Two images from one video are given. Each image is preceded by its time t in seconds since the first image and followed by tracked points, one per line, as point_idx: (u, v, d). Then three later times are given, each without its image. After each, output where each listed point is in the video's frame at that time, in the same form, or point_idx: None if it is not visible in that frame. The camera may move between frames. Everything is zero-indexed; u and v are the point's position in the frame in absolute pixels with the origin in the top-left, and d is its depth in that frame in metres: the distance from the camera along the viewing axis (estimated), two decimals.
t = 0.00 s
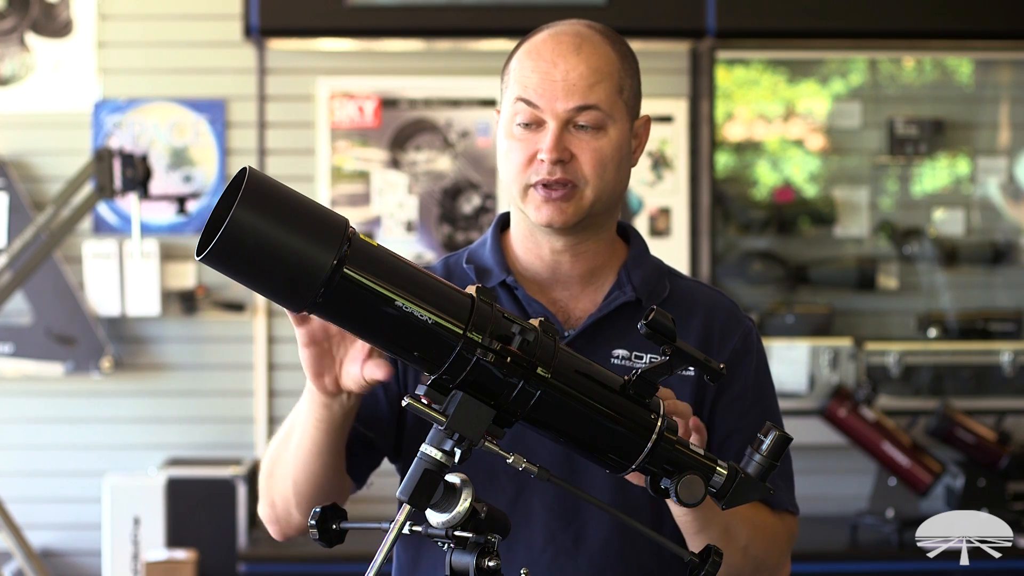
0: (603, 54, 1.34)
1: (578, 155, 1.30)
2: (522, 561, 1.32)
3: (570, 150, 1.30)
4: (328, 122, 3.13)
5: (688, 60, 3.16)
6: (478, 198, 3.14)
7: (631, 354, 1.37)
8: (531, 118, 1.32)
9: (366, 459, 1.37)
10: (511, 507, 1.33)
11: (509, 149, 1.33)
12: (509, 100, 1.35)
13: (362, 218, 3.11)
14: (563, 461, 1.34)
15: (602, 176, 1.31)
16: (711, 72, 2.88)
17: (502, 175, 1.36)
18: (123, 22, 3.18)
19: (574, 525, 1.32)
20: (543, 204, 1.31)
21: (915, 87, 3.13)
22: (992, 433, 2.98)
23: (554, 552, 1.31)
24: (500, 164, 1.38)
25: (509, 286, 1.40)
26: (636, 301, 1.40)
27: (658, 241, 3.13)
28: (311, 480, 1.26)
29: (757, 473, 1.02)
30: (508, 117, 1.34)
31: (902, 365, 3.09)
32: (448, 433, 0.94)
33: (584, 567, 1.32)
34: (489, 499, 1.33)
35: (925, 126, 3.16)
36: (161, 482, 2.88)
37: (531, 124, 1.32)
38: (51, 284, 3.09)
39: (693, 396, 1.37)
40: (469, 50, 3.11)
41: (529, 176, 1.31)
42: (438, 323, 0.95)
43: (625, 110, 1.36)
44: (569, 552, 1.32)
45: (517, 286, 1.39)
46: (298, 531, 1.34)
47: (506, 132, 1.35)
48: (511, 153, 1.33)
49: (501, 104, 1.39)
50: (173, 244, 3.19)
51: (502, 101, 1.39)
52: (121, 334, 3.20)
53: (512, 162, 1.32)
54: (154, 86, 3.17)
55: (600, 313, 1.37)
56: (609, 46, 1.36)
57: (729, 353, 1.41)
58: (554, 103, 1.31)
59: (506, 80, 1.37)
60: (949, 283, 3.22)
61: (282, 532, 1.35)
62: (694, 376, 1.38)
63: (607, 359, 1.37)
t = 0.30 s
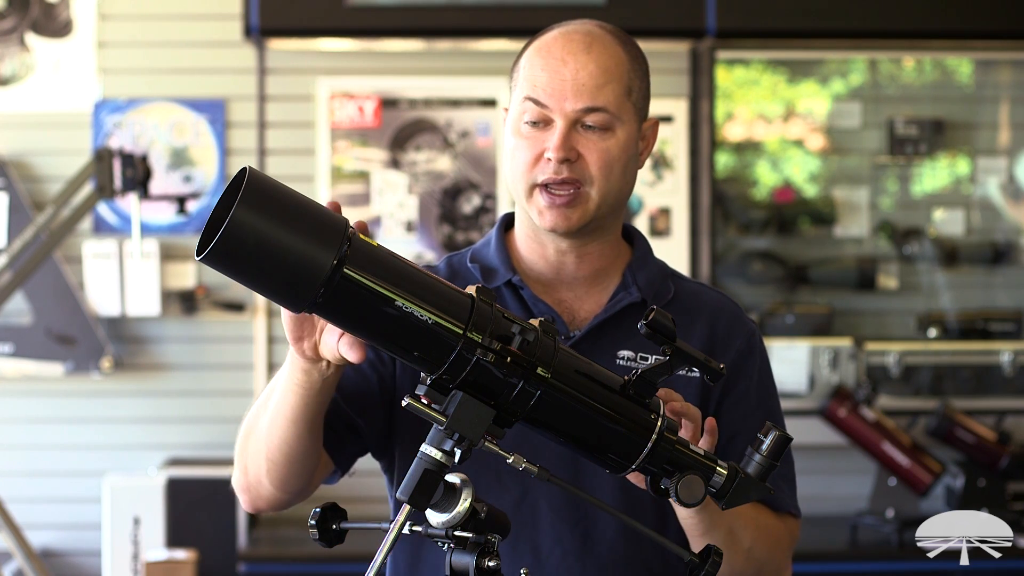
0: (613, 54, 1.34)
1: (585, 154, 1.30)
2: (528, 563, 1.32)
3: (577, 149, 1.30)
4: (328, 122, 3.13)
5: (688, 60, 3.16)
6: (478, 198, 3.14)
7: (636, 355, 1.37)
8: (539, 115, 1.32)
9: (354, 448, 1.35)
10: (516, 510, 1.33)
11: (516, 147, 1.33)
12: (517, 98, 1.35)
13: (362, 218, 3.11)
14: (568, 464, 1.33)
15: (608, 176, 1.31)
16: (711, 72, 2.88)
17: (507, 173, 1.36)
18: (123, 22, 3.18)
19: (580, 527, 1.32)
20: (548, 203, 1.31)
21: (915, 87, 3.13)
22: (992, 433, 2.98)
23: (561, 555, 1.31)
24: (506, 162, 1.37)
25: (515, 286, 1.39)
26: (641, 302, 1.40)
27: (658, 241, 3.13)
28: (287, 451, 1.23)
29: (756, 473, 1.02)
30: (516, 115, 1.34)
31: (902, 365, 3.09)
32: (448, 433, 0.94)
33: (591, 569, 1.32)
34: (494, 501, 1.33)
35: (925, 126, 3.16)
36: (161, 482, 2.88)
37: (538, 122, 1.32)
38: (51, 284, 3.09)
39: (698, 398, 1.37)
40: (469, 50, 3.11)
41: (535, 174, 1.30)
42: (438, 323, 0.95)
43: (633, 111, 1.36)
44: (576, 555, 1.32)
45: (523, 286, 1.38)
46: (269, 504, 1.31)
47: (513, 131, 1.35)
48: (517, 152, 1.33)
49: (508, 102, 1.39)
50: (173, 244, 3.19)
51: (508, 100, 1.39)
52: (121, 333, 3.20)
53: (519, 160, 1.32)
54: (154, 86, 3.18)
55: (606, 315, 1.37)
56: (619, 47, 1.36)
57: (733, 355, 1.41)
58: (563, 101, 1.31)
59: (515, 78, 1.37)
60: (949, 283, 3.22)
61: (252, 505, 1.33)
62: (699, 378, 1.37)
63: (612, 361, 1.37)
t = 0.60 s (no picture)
0: (617, 59, 1.34)
1: (587, 159, 1.30)
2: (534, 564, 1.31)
3: (580, 154, 1.30)
4: (328, 122, 3.13)
5: (688, 61, 3.16)
6: (478, 198, 3.14)
7: (640, 356, 1.37)
8: (542, 120, 1.32)
9: (350, 451, 1.35)
10: (522, 511, 1.32)
11: (518, 151, 1.33)
12: (520, 101, 1.35)
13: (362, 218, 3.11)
14: (573, 465, 1.33)
15: (611, 182, 1.31)
16: (711, 72, 2.88)
17: (510, 177, 1.36)
18: (123, 22, 3.18)
19: (587, 529, 1.32)
20: (550, 208, 1.31)
21: (915, 87, 3.13)
22: (992, 433, 2.98)
23: (567, 556, 1.31)
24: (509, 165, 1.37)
25: (518, 287, 1.39)
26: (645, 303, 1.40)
27: (658, 241, 3.13)
28: (284, 447, 1.23)
29: (757, 473, 1.02)
30: (519, 119, 1.34)
31: (901, 365, 3.08)
32: (448, 433, 0.94)
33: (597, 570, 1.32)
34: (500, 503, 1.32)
35: (925, 126, 3.16)
36: (161, 482, 2.88)
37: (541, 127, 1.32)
38: (51, 284, 3.09)
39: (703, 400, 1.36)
40: (469, 49, 3.11)
41: (537, 178, 1.30)
42: (438, 323, 0.95)
43: (636, 116, 1.36)
44: (582, 556, 1.31)
45: (527, 287, 1.38)
46: (261, 502, 1.31)
47: (516, 134, 1.35)
48: (520, 156, 1.32)
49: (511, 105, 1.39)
50: (173, 244, 3.18)
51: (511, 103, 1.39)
52: (121, 333, 3.20)
53: (521, 164, 1.32)
54: (154, 86, 3.17)
55: (609, 316, 1.37)
56: (623, 52, 1.36)
57: (736, 356, 1.41)
58: (566, 106, 1.31)
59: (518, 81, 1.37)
60: (949, 283, 3.22)
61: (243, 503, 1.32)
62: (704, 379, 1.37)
63: (616, 362, 1.36)
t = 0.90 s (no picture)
0: (613, 61, 1.34)
1: (586, 161, 1.30)
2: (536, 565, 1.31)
3: (577, 156, 1.30)
4: (328, 122, 3.13)
5: (688, 61, 3.16)
6: (478, 198, 3.14)
7: (640, 356, 1.37)
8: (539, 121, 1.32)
9: (350, 460, 1.35)
10: (523, 511, 1.32)
11: (516, 152, 1.33)
12: (516, 102, 1.35)
13: (362, 218, 3.11)
14: (574, 466, 1.33)
15: (609, 183, 1.31)
16: (711, 72, 2.88)
17: (508, 178, 1.36)
18: (123, 22, 3.18)
19: (588, 529, 1.32)
20: (549, 208, 1.31)
21: (915, 87, 3.13)
22: (992, 433, 2.98)
23: (568, 557, 1.31)
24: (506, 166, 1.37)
25: (517, 287, 1.39)
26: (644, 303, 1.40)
27: (658, 241, 3.13)
28: (291, 458, 1.23)
29: (757, 473, 1.02)
30: (516, 120, 1.34)
31: (902, 365, 3.08)
32: (448, 433, 0.94)
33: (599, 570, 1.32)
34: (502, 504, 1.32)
35: (925, 126, 3.16)
36: (161, 482, 2.88)
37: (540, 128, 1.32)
38: (51, 284, 3.09)
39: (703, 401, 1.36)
40: (469, 49, 3.11)
41: (535, 180, 1.30)
42: (438, 323, 0.95)
43: (634, 117, 1.36)
44: (584, 557, 1.31)
45: (527, 286, 1.38)
46: (265, 516, 1.30)
47: (514, 135, 1.34)
48: (518, 157, 1.32)
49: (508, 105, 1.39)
50: (173, 244, 3.18)
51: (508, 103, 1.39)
52: (121, 333, 3.20)
53: (520, 165, 1.32)
54: (154, 86, 3.17)
55: (609, 316, 1.37)
56: (619, 53, 1.36)
57: (737, 357, 1.42)
58: (564, 108, 1.31)
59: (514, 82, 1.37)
60: (949, 283, 3.22)
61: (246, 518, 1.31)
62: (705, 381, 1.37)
63: (616, 362, 1.37)
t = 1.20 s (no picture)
0: (601, 42, 1.35)
1: (592, 140, 1.30)
2: None
3: (583, 134, 1.29)
4: (328, 122, 3.13)
5: (688, 61, 3.16)
6: (478, 198, 3.13)
7: (630, 360, 1.37)
8: (537, 108, 1.32)
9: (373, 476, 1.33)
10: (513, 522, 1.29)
11: (513, 142, 1.32)
12: (509, 93, 1.34)
13: (362, 218, 3.10)
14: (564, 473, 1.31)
15: (614, 161, 1.31)
16: (711, 72, 2.88)
17: (503, 174, 1.34)
18: (123, 22, 3.18)
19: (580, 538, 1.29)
20: (558, 193, 1.29)
21: (915, 87, 3.13)
22: (992, 433, 2.98)
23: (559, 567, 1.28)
24: (500, 163, 1.36)
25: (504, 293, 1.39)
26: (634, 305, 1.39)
27: (658, 241, 3.13)
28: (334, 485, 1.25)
29: (756, 473, 1.02)
30: (509, 111, 1.34)
31: (901, 365, 3.09)
32: (448, 433, 0.94)
33: None
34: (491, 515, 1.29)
35: (925, 126, 3.16)
36: (161, 482, 2.88)
37: (537, 114, 1.32)
38: (51, 284, 3.09)
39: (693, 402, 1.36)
40: (469, 49, 3.11)
41: (542, 165, 1.29)
42: (438, 322, 0.95)
43: (625, 96, 1.37)
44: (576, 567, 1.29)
45: (514, 292, 1.38)
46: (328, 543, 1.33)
47: (508, 127, 1.34)
48: (516, 147, 1.31)
49: (493, 102, 1.39)
50: (173, 244, 3.18)
51: (493, 101, 1.39)
52: (121, 333, 3.20)
53: (521, 153, 1.31)
54: (155, 86, 3.18)
55: (598, 319, 1.37)
56: (603, 37, 1.38)
57: (729, 356, 1.41)
58: (562, 89, 1.31)
59: (500, 78, 1.37)
60: (949, 283, 3.22)
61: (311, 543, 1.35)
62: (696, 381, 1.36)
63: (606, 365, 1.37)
